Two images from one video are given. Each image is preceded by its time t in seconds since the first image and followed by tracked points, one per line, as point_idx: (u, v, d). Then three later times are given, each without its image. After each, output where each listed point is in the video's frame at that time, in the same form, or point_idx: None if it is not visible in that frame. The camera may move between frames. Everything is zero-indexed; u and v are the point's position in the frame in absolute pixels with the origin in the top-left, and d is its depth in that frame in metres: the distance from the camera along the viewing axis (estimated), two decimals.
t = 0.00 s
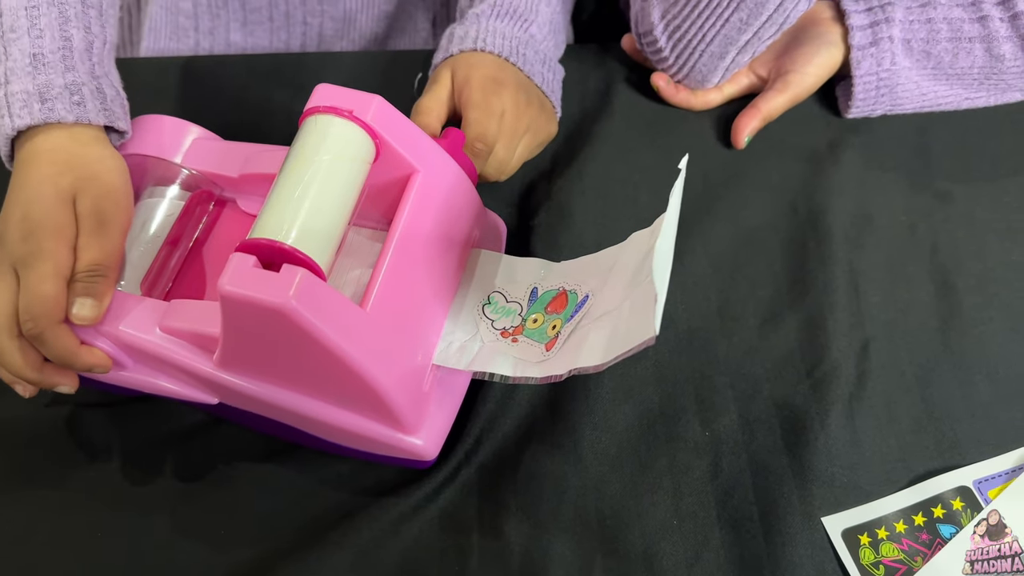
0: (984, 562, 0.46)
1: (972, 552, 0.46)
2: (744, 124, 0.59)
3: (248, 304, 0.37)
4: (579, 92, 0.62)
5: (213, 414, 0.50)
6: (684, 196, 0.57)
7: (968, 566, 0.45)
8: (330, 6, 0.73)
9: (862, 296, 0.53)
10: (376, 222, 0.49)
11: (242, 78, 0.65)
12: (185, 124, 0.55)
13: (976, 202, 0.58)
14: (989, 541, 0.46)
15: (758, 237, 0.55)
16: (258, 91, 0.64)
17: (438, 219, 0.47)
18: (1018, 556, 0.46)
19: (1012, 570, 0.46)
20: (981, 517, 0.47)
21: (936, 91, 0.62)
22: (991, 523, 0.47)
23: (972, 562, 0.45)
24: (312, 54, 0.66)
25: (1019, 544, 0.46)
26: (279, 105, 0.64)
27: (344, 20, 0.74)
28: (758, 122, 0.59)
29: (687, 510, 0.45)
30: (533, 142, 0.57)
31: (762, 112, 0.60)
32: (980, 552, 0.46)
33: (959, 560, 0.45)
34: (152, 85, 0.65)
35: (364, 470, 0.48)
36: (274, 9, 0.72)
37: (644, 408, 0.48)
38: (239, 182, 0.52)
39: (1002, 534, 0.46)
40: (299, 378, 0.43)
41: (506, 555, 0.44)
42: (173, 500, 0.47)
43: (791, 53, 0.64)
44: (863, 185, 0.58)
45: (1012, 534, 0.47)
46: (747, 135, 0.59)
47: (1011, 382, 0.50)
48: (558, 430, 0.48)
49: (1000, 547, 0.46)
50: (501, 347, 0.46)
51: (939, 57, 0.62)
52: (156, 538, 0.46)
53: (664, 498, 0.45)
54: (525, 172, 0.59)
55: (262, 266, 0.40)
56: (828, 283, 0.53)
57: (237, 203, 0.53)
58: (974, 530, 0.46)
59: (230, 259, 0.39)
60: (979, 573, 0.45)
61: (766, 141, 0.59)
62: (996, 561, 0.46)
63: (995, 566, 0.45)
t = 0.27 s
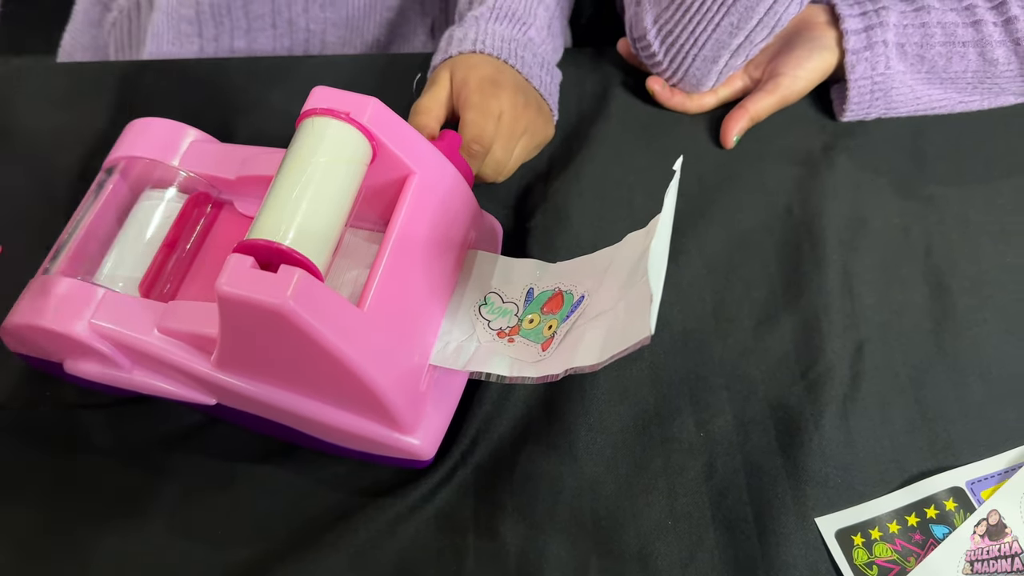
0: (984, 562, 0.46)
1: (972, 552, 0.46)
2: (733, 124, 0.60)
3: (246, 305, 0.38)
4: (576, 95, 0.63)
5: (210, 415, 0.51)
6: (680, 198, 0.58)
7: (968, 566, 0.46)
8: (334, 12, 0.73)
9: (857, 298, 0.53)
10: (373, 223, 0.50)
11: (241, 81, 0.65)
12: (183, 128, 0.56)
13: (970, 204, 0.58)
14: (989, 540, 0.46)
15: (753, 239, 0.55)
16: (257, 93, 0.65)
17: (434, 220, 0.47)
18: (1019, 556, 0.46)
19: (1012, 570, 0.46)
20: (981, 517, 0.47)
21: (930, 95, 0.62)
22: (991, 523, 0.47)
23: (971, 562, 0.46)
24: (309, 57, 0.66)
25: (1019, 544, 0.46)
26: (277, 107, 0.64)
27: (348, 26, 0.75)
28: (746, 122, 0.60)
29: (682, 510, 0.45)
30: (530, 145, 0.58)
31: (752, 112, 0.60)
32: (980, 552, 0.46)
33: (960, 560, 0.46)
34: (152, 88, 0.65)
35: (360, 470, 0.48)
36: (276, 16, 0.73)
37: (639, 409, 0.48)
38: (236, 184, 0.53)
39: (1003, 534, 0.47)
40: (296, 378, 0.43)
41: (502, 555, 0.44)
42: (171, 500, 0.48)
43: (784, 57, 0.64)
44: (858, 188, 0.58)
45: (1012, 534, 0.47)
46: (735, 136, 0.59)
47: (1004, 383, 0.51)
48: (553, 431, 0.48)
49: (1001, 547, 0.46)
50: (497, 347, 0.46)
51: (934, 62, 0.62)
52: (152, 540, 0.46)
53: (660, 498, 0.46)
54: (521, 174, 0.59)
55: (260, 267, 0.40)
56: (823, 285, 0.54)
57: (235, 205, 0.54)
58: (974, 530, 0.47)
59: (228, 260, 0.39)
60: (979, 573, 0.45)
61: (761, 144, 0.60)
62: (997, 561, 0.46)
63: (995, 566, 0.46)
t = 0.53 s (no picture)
0: (984, 561, 0.46)
1: (972, 552, 0.46)
2: (727, 116, 0.60)
3: (247, 306, 0.38)
4: (577, 97, 0.63)
5: (212, 416, 0.51)
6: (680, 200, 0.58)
7: (968, 567, 0.46)
8: (336, 25, 0.73)
9: (858, 300, 0.53)
10: (374, 225, 0.50)
11: (242, 83, 0.65)
12: (181, 128, 0.56)
13: (970, 206, 0.58)
14: (989, 540, 0.46)
15: (754, 241, 0.56)
16: (257, 95, 0.65)
17: (436, 222, 0.47)
18: (1018, 556, 0.46)
19: (1011, 570, 0.46)
20: (980, 517, 0.47)
21: (930, 97, 0.61)
22: (990, 522, 0.47)
23: (971, 562, 0.46)
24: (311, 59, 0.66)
25: (1019, 544, 0.46)
26: (278, 109, 0.64)
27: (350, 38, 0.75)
28: (741, 116, 0.60)
29: (683, 512, 0.45)
30: (526, 145, 0.58)
31: (747, 107, 0.60)
32: (979, 552, 0.46)
33: (959, 560, 0.46)
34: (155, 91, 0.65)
35: (363, 468, 0.48)
36: (281, 29, 0.73)
37: (640, 411, 0.48)
38: (238, 186, 0.53)
39: (1002, 533, 0.47)
40: (298, 379, 0.43)
41: (503, 557, 0.44)
42: (173, 502, 0.47)
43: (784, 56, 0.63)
44: (858, 190, 0.58)
45: (1012, 534, 0.47)
46: (729, 129, 0.60)
47: (1005, 385, 0.51)
48: (554, 432, 0.48)
49: (1000, 547, 0.46)
50: (498, 349, 0.46)
51: (933, 64, 0.62)
52: (153, 541, 0.46)
53: (661, 500, 0.46)
54: (522, 176, 0.59)
55: (262, 268, 0.40)
56: (823, 286, 0.54)
57: (236, 207, 0.54)
58: (973, 530, 0.47)
59: (230, 262, 0.39)
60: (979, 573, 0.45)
61: (762, 146, 0.60)
62: (996, 561, 0.46)
63: (994, 566, 0.46)
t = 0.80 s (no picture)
0: (984, 561, 0.46)
1: (972, 552, 0.46)
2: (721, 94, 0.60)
3: (250, 305, 0.38)
4: (579, 97, 0.63)
5: (214, 416, 0.51)
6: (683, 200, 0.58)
7: (968, 566, 0.45)
8: (347, 27, 0.74)
9: (860, 300, 0.53)
10: (376, 225, 0.50)
11: (244, 83, 0.65)
12: (184, 128, 0.56)
13: (973, 207, 0.58)
14: (989, 540, 0.46)
15: (757, 241, 0.55)
16: (260, 96, 0.65)
17: (438, 221, 0.47)
18: (1019, 556, 0.46)
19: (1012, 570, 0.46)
20: (981, 517, 0.47)
21: (933, 98, 0.62)
22: (991, 523, 0.47)
23: (971, 562, 0.46)
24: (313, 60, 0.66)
25: (1019, 544, 0.46)
26: (280, 109, 0.64)
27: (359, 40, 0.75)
28: (734, 97, 0.60)
29: (686, 512, 0.45)
30: (529, 145, 0.59)
31: (742, 90, 0.60)
32: (979, 552, 0.46)
33: (959, 560, 0.46)
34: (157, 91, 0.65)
35: (365, 469, 0.48)
36: (288, 31, 0.72)
37: (642, 411, 0.48)
38: (241, 185, 0.53)
39: (1002, 533, 0.47)
40: (299, 379, 0.43)
41: (505, 557, 0.44)
42: (175, 502, 0.47)
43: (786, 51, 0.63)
44: (861, 190, 0.58)
45: (1012, 534, 0.47)
46: (721, 105, 0.60)
47: (1009, 386, 0.50)
48: (556, 432, 0.48)
49: (1001, 547, 0.46)
50: (501, 349, 0.46)
51: (936, 65, 0.62)
52: (154, 541, 0.46)
53: (663, 500, 0.45)
54: (525, 176, 0.59)
55: (264, 267, 0.40)
56: (826, 287, 0.53)
57: (238, 207, 0.54)
58: (974, 530, 0.47)
59: (232, 261, 0.39)
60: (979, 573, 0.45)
61: (765, 146, 0.60)
62: (997, 561, 0.46)
63: (995, 566, 0.46)
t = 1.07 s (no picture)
0: (983, 561, 0.45)
1: (971, 552, 0.46)
2: (721, 92, 0.60)
3: (262, 303, 0.38)
4: (585, 99, 0.63)
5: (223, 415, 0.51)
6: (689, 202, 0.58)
7: (968, 566, 0.45)
8: (347, 23, 0.74)
9: (866, 300, 0.53)
10: (384, 225, 0.50)
11: (252, 85, 0.66)
12: (195, 130, 0.56)
13: (978, 208, 0.59)
14: (988, 540, 0.46)
15: (762, 242, 0.56)
16: (268, 97, 0.65)
17: (446, 220, 0.48)
18: (1018, 556, 0.46)
19: (1011, 569, 0.45)
20: (980, 516, 0.46)
21: (938, 101, 0.62)
22: (990, 522, 0.46)
23: (971, 562, 0.45)
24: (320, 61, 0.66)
25: (1019, 544, 0.46)
26: (288, 111, 0.65)
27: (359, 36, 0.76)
28: (735, 95, 0.60)
29: (693, 511, 0.45)
30: (537, 146, 0.59)
31: (743, 88, 0.61)
32: (979, 552, 0.45)
33: (959, 560, 0.45)
34: (166, 93, 0.66)
35: (374, 467, 0.48)
36: (288, 25, 0.73)
37: (649, 410, 0.49)
38: (249, 186, 0.53)
39: (1001, 534, 0.46)
40: (309, 376, 0.43)
41: (513, 555, 0.45)
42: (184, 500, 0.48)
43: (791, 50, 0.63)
44: (866, 191, 0.59)
45: (1011, 534, 0.46)
46: (720, 105, 0.60)
47: (1015, 386, 0.51)
48: (563, 431, 0.48)
49: (1000, 547, 0.46)
50: (509, 348, 0.47)
51: (940, 69, 0.62)
52: (164, 539, 0.47)
53: (670, 499, 0.46)
54: (531, 177, 0.60)
55: (275, 265, 0.40)
56: (832, 287, 0.54)
57: (247, 207, 0.54)
58: (973, 530, 0.46)
59: (243, 259, 0.40)
60: (979, 573, 0.45)
61: (770, 148, 0.60)
62: (996, 561, 0.45)
63: (994, 566, 0.45)
